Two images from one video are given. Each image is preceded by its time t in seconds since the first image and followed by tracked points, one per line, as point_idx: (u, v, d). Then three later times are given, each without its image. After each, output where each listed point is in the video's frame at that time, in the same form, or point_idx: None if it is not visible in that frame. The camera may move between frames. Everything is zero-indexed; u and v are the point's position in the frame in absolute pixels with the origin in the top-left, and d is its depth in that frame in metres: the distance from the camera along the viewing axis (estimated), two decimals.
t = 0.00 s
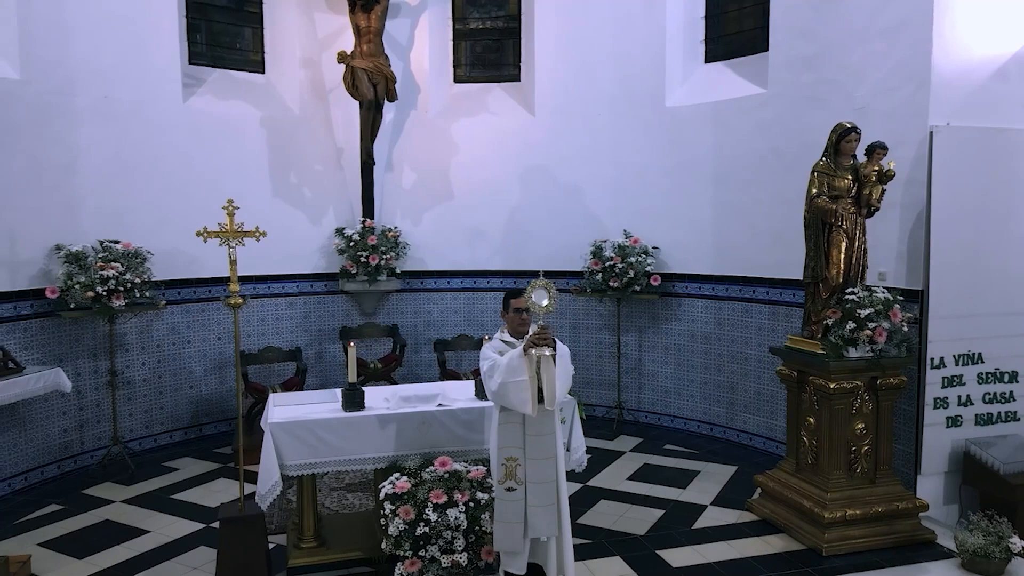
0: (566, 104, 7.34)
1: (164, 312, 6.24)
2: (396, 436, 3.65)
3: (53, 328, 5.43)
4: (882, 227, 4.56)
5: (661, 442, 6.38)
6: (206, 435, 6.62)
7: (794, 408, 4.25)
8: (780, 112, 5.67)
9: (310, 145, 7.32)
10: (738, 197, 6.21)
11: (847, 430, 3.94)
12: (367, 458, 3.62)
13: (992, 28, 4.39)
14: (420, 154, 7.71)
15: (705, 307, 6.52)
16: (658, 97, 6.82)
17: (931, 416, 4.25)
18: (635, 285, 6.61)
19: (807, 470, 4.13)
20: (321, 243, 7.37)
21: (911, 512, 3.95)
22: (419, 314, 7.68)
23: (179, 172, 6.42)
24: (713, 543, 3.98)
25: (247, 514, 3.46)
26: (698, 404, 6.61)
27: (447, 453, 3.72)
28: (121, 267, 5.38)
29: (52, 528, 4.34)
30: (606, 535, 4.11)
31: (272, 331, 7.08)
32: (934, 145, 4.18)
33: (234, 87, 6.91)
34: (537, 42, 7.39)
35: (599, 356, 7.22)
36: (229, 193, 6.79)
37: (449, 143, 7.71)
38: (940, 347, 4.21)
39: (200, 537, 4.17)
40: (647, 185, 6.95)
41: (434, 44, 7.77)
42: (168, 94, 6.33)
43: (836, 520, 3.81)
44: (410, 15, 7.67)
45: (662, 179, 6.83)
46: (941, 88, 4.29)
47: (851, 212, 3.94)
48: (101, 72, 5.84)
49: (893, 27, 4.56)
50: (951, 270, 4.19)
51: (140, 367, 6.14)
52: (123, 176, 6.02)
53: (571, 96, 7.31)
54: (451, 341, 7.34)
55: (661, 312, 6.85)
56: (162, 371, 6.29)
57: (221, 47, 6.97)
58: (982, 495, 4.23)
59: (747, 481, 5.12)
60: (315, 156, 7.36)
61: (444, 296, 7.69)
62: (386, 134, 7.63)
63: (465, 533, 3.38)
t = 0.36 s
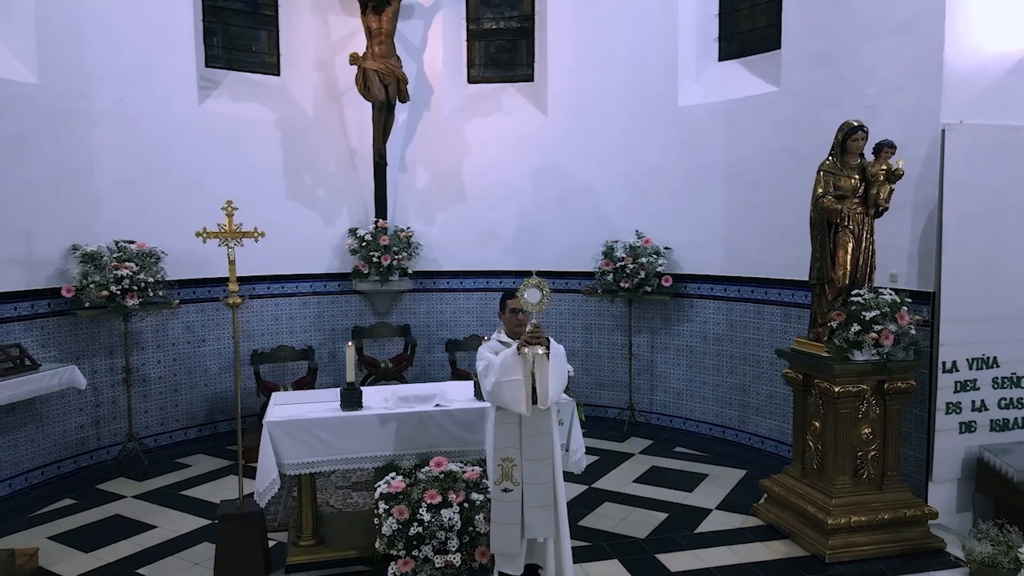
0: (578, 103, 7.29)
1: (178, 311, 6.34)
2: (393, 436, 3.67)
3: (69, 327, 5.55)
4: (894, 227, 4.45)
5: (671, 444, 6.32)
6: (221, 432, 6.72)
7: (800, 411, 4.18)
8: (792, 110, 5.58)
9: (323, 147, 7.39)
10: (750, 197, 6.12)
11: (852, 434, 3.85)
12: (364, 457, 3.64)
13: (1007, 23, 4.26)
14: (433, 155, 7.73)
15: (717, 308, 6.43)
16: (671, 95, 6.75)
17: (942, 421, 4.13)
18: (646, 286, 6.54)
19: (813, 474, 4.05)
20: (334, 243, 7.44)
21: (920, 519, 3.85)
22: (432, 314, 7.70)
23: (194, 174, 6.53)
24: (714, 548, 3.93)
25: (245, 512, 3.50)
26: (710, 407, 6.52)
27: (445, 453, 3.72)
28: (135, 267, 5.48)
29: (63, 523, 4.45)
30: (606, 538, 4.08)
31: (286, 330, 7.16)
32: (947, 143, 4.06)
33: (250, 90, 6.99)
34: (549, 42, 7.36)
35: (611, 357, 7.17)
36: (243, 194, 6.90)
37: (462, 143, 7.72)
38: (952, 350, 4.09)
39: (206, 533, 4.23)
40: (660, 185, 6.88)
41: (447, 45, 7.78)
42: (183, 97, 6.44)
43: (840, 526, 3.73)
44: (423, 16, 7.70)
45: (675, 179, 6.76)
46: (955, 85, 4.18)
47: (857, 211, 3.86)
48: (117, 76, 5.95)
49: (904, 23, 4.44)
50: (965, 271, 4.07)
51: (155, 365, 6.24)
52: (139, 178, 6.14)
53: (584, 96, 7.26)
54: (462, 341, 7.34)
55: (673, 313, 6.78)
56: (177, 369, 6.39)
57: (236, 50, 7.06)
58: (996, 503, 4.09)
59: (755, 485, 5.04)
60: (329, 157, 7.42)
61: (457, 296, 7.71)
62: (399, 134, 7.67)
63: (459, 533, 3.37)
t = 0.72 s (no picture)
0: (591, 103, 7.24)
1: (193, 310, 6.44)
2: (391, 436, 3.68)
3: (86, 325, 5.67)
4: (905, 227, 4.34)
5: (681, 447, 6.25)
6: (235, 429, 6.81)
7: (805, 414, 4.10)
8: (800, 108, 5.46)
9: (337, 148, 7.45)
10: (763, 196, 6.03)
11: (858, 439, 3.76)
12: (361, 457, 3.66)
13: None
14: (447, 156, 7.75)
15: (729, 310, 6.35)
16: (684, 94, 6.67)
17: (953, 426, 4.01)
18: (657, 287, 6.48)
19: (817, 479, 3.97)
20: (348, 243, 7.50)
21: (929, 527, 3.74)
22: (444, 314, 7.72)
23: (209, 175, 6.64)
24: (715, 552, 3.88)
25: (244, 509, 3.54)
26: (722, 409, 6.43)
27: (442, 453, 3.72)
28: (149, 267, 5.59)
29: (75, 517, 4.55)
30: (606, 541, 4.05)
31: (300, 329, 7.24)
32: (958, 141, 3.95)
33: (265, 92, 7.08)
34: (562, 42, 7.33)
35: (623, 358, 7.12)
36: (258, 195, 6.99)
37: (475, 144, 7.72)
38: (963, 354, 3.96)
39: (211, 528, 4.30)
40: (673, 184, 6.81)
41: (460, 45, 7.79)
42: (199, 100, 6.55)
43: (843, 532, 3.65)
44: (437, 17, 7.72)
45: (687, 179, 6.68)
46: (968, 81, 4.07)
47: (863, 212, 3.77)
48: (133, 79, 6.07)
49: (916, 18, 4.33)
50: (978, 272, 3.95)
51: (171, 363, 6.35)
52: (156, 180, 6.25)
53: (596, 96, 7.21)
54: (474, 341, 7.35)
55: (685, 314, 6.70)
56: (193, 367, 6.49)
57: (252, 53, 7.16)
58: (1010, 511, 3.96)
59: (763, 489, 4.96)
60: (343, 158, 7.48)
61: (469, 296, 7.72)
62: (412, 135, 7.70)
63: (453, 533, 3.38)
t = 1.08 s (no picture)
0: (604, 103, 7.19)
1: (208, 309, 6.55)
2: (389, 436, 3.70)
3: (103, 323, 5.80)
4: (916, 228, 4.23)
5: (691, 449, 6.18)
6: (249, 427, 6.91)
7: (811, 418, 4.02)
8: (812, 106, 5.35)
9: (351, 149, 7.51)
10: (776, 196, 5.93)
11: (863, 444, 3.68)
12: (360, 456, 3.68)
13: None
14: (460, 156, 7.77)
15: (741, 311, 6.25)
16: (697, 94, 6.60)
17: (965, 432, 3.90)
18: (668, 288, 6.41)
19: (822, 485, 3.89)
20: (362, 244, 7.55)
21: (937, 534, 3.64)
22: (457, 314, 7.73)
23: (224, 176, 6.74)
24: (716, 557, 3.82)
25: (243, 506, 3.59)
26: (734, 412, 6.33)
27: (440, 453, 3.73)
28: (163, 266, 5.69)
29: (87, 511, 4.65)
30: (606, 544, 4.02)
31: (314, 329, 7.31)
32: (971, 139, 3.84)
33: (281, 93, 7.16)
34: (575, 42, 7.28)
35: (636, 359, 7.07)
36: (273, 196, 7.08)
37: (488, 144, 7.72)
38: (975, 358, 3.85)
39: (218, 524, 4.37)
40: (685, 184, 6.73)
41: (474, 46, 7.79)
42: (215, 102, 6.66)
43: (846, 539, 3.57)
44: (450, 18, 7.74)
45: (700, 179, 6.60)
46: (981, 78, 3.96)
47: (869, 212, 3.68)
48: (149, 82, 6.19)
49: (929, 12, 4.22)
50: (992, 274, 3.83)
51: (186, 361, 6.45)
52: (172, 181, 6.37)
53: (609, 95, 7.15)
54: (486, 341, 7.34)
55: (698, 315, 6.62)
56: (208, 365, 6.58)
57: (269, 55, 7.25)
58: None
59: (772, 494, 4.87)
60: (357, 159, 7.54)
61: (482, 296, 7.72)
62: (425, 136, 7.73)
63: (447, 534, 3.38)
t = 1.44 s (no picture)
0: (616, 102, 7.13)
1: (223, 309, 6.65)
2: (387, 435, 3.71)
3: (117, 321, 5.90)
4: (926, 228, 4.14)
5: (700, 452, 6.12)
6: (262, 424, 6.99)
7: (816, 422, 3.95)
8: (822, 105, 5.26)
9: (363, 150, 7.56)
10: (787, 196, 5.84)
11: (866, 449, 3.61)
12: (358, 455, 3.70)
13: None
14: (471, 156, 7.77)
15: (752, 312, 6.17)
16: (708, 92, 6.52)
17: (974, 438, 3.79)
18: (678, 288, 6.35)
19: (826, 489, 3.83)
20: (374, 243, 7.60)
21: (943, 542, 3.56)
22: (468, 314, 7.73)
23: (237, 177, 6.83)
24: (716, 561, 3.78)
25: (243, 504, 3.63)
26: (745, 414, 6.25)
27: (438, 453, 3.74)
28: (175, 266, 5.78)
29: (98, 506, 4.74)
30: (605, 546, 3.99)
31: (326, 328, 7.38)
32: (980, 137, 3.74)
33: (294, 95, 7.23)
34: (586, 41, 7.25)
35: (646, 360, 7.02)
36: (285, 196, 7.15)
37: (500, 145, 7.72)
38: (985, 362, 3.74)
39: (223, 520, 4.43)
40: (697, 183, 6.66)
41: (485, 46, 7.80)
42: (228, 104, 6.76)
43: (848, 546, 3.50)
44: (462, 18, 7.75)
45: (712, 178, 6.53)
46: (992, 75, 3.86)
47: (874, 211, 3.61)
48: (163, 84, 6.29)
49: (940, 8, 4.12)
50: (1003, 275, 3.73)
51: (199, 359, 6.53)
52: (186, 182, 6.47)
53: (620, 94, 7.10)
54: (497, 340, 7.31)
55: (709, 316, 6.55)
56: (222, 364, 6.68)
57: (282, 57, 7.33)
58: None
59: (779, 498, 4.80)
60: (369, 160, 7.59)
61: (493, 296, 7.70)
62: (437, 136, 7.76)
63: (442, 533, 3.39)
